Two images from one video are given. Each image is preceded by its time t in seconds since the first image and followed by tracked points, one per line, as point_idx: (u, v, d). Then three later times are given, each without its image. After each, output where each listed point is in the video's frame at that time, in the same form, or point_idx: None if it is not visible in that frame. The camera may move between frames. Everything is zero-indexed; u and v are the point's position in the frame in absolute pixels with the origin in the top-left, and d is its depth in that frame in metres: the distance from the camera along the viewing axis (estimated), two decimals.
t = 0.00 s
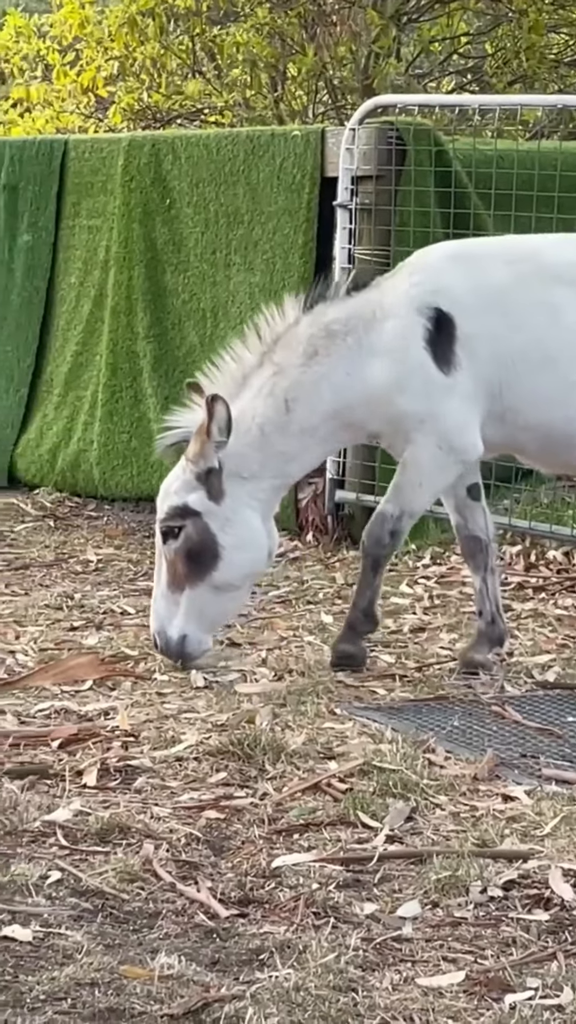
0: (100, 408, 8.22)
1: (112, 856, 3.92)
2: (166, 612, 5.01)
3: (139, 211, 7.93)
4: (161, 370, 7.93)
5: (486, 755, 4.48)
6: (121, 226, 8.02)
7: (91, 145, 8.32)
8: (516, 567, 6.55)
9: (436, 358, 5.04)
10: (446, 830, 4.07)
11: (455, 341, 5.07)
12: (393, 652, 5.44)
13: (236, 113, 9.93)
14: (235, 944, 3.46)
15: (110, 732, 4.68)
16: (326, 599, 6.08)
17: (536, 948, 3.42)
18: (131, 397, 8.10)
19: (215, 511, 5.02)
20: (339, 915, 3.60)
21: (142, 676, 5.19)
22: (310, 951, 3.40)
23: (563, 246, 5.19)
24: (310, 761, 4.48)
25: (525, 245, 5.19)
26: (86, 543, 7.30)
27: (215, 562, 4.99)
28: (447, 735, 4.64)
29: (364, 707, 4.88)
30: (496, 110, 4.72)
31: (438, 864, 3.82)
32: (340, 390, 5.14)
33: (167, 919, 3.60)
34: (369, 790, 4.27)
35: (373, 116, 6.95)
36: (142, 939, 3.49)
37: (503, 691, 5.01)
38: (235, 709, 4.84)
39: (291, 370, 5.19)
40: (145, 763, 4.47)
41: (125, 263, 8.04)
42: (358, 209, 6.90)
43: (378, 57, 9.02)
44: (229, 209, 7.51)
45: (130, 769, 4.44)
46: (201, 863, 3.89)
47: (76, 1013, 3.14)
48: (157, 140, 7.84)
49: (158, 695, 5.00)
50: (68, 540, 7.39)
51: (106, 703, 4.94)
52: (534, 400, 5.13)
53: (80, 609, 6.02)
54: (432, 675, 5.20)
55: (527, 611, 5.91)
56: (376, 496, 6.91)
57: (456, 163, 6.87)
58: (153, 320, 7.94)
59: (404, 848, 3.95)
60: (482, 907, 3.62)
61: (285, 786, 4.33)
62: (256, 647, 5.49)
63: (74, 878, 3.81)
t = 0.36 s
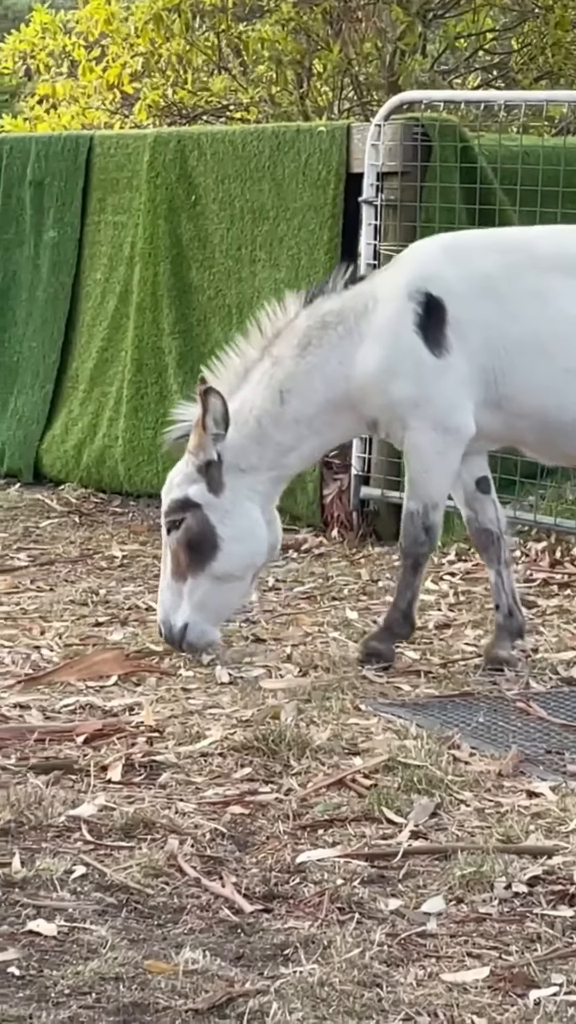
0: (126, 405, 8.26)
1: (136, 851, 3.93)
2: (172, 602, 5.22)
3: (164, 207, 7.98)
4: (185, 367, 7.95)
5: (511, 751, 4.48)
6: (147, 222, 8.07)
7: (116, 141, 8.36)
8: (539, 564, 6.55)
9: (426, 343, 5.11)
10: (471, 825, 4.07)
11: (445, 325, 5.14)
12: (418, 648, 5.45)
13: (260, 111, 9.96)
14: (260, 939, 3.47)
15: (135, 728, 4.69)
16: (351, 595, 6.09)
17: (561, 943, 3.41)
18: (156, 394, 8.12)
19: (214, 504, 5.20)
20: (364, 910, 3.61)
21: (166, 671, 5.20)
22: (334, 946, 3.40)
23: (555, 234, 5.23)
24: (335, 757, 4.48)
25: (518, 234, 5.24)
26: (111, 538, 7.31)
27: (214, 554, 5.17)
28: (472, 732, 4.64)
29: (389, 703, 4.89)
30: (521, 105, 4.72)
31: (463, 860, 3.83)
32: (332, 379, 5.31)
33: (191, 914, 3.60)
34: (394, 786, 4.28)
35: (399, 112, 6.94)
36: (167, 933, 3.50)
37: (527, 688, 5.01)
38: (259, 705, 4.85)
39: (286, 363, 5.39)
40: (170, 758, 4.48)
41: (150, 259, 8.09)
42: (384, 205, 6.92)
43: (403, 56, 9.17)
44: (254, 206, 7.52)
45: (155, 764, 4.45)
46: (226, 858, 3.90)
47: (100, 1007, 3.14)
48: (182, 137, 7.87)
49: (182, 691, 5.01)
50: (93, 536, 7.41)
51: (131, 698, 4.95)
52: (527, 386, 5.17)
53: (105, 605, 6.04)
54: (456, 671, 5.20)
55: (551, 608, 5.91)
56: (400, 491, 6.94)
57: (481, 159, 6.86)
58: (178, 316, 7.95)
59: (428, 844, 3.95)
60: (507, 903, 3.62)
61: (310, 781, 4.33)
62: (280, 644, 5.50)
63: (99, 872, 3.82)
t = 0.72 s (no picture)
0: (159, 400, 8.29)
1: (167, 845, 3.93)
2: (185, 587, 5.36)
3: (197, 203, 8.01)
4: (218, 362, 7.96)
5: (543, 747, 4.47)
6: (180, 217, 8.10)
7: (149, 136, 8.39)
8: (569, 560, 6.53)
9: (428, 332, 5.13)
10: (503, 821, 4.06)
11: (446, 316, 5.16)
12: (449, 643, 5.45)
13: (293, 105, 10.01)
14: (291, 934, 3.47)
15: (167, 723, 4.70)
16: (384, 591, 6.10)
17: None
18: (189, 388, 8.14)
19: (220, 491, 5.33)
20: (396, 906, 3.61)
21: (199, 666, 5.21)
22: (366, 941, 3.40)
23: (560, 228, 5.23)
24: (366, 752, 4.48)
25: (523, 227, 5.26)
26: (143, 533, 7.32)
27: (220, 540, 5.29)
28: (504, 728, 4.63)
29: (421, 698, 4.89)
30: (554, 99, 4.70)
31: (495, 856, 3.82)
32: (334, 369, 5.40)
33: (223, 908, 3.61)
34: (425, 781, 4.27)
35: (432, 107, 6.95)
36: (199, 928, 3.50)
37: (558, 685, 5.00)
38: (291, 700, 4.85)
39: (291, 353, 5.50)
40: (201, 753, 4.49)
41: (183, 254, 8.12)
42: (417, 200, 6.90)
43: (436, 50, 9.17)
44: (287, 201, 7.50)
45: (186, 759, 4.45)
46: (257, 853, 3.90)
47: (133, 1002, 3.15)
48: (215, 132, 7.87)
49: (214, 686, 5.02)
50: (125, 531, 7.42)
51: (163, 692, 4.96)
52: (529, 377, 5.17)
53: (138, 599, 6.06)
54: (487, 667, 5.19)
55: None
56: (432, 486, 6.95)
57: (514, 154, 6.88)
58: (211, 311, 7.98)
59: (460, 840, 3.95)
60: (539, 899, 3.61)
61: (342, 777, 4.33)
62: (312, 640, 5.50)
63: (131, 866, 3.82)
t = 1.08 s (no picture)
0: (194, 393, 8.31)
1: (203, 838, 3.94)
2: (205, 561, 5.55)
3: (233, 197, 8.00)
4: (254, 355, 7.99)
5: None
6: (217, 212, 8.11)
7: (186, 129, 8.39)
8: None
9: (439, 326, 5.14)
10: (538, 816, 4.06)
11: (458, 310, 5.16)
12: (485, 637, 5.45)
13: (331, 98, 10.04)
14: (326, 927, 3.46)
15: (202, 716, 4.70)
16: (420, 585, 6.10)
17: None
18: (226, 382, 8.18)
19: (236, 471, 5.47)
20: (431, 899, 3.60)
21: (235, 659, 5.21)
22: (401, 935, 3.39)
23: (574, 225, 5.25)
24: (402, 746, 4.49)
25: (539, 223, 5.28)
26: (179, 526, 7.33)
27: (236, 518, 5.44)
28: (540, 722, 4.63)
29: (457, 693, 4.88)
30: None
31: (531, 851, 3.81)
32: (348, 357, 5.42)
33: (258, 902, 3.60)
34: (461, 775, 4.27)
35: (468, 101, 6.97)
36: (233, 921, 3.50)
37: None
38: (327, 694, 4.86)
39: (307, 339, 5.53)
40: (237, 746, 4.49)
41: (220, 248, 8.12)
42: (454, 194, 6.88)
43: (474, 43, 8.96)
44: (324, 194, 7.51)
45: (221, 752, 4.46)
46: (292, 846, 3.90)
47: (168, 994, 3.15)
48: (252, 125, 7.87)
49: (250, 678, 5.03)
50: (162, 523, 7.44)
51: (199, 685, 4.97)
52: (540, 371, 5.20)
53: (175, 592, 6.08)
54: (522, 661, 5.19)
55: None
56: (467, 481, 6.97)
57: (552, 147, 6.81)
58: (247, 304, 8.00)
59: (495, 834, 3.94)
60: None
61: (377, 770, 4.33)
62: (348, 633, 5.50)
63: (166, 858, 3.83)
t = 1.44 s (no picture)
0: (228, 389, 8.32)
1: (238, 834, 3.92)
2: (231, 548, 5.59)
3: (269, 192, 8.03)
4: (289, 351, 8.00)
5: None
6: (252, 208, 8.13)
7: (222, 125, 8.41)
8: None
9: (445, 322, 5.14)
10: (573, 813, 4.03)
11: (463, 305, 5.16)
12: (517, 634, 5.43)
13: (366, 95, 10.03)
14: (361, 925, 3.44)
15: (237, 712, 4.69)
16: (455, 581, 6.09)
17: None
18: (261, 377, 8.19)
19: (253, 458, 5.51)
20: (466, 897, 3.58)
21: (269, 655, 5.20)
22: (436, 933, 3.37)
23: None
24: (436, 743, 4.47)
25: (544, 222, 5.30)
26: (212, 522, 7.32)
27: (254, 504, 5.48)
28: None
29: (491, 690, 4.87)
30: None
31: (567, 849, 3.79)
32: (358, 352, 5.42)
33: (292, 898, 3.58)
34: (496, 772, 4.25)
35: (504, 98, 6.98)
36: (268, 917, 3.48)
37: None
38: (361, 690, 4.84)
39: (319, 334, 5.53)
40: (272, 743, 4.47)
41: (255, 243, 8.14)
42: (490, 189, 6.93)
43: (510, 41, 9.21)
44: (359, 190, 7.52)
45: (257, 748, 4.44)
46: (327, 843, 3.88)
47: (202, 990, 3.13)
48: (287, 121, 7.89)
49: (285, 675, 5.02)
50: (196, 519, 7.42)
51: (233, 681, 4.96)
52: (546, 368, 5.22)
53: (208, 588, 6.07)
54: (554, 659, 5.17)
55: None
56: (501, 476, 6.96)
57: None
58: (282, 300, 8.02)
59: (530, 832, 3.92)
60: None
61: (412, 767, 4.31)
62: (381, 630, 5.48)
63: (200, 855, 3.81)
